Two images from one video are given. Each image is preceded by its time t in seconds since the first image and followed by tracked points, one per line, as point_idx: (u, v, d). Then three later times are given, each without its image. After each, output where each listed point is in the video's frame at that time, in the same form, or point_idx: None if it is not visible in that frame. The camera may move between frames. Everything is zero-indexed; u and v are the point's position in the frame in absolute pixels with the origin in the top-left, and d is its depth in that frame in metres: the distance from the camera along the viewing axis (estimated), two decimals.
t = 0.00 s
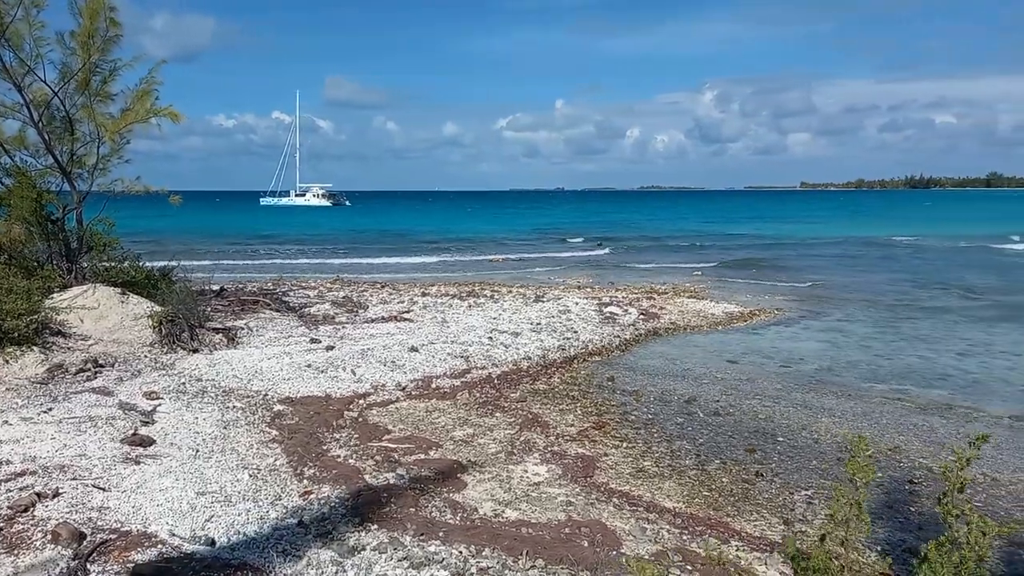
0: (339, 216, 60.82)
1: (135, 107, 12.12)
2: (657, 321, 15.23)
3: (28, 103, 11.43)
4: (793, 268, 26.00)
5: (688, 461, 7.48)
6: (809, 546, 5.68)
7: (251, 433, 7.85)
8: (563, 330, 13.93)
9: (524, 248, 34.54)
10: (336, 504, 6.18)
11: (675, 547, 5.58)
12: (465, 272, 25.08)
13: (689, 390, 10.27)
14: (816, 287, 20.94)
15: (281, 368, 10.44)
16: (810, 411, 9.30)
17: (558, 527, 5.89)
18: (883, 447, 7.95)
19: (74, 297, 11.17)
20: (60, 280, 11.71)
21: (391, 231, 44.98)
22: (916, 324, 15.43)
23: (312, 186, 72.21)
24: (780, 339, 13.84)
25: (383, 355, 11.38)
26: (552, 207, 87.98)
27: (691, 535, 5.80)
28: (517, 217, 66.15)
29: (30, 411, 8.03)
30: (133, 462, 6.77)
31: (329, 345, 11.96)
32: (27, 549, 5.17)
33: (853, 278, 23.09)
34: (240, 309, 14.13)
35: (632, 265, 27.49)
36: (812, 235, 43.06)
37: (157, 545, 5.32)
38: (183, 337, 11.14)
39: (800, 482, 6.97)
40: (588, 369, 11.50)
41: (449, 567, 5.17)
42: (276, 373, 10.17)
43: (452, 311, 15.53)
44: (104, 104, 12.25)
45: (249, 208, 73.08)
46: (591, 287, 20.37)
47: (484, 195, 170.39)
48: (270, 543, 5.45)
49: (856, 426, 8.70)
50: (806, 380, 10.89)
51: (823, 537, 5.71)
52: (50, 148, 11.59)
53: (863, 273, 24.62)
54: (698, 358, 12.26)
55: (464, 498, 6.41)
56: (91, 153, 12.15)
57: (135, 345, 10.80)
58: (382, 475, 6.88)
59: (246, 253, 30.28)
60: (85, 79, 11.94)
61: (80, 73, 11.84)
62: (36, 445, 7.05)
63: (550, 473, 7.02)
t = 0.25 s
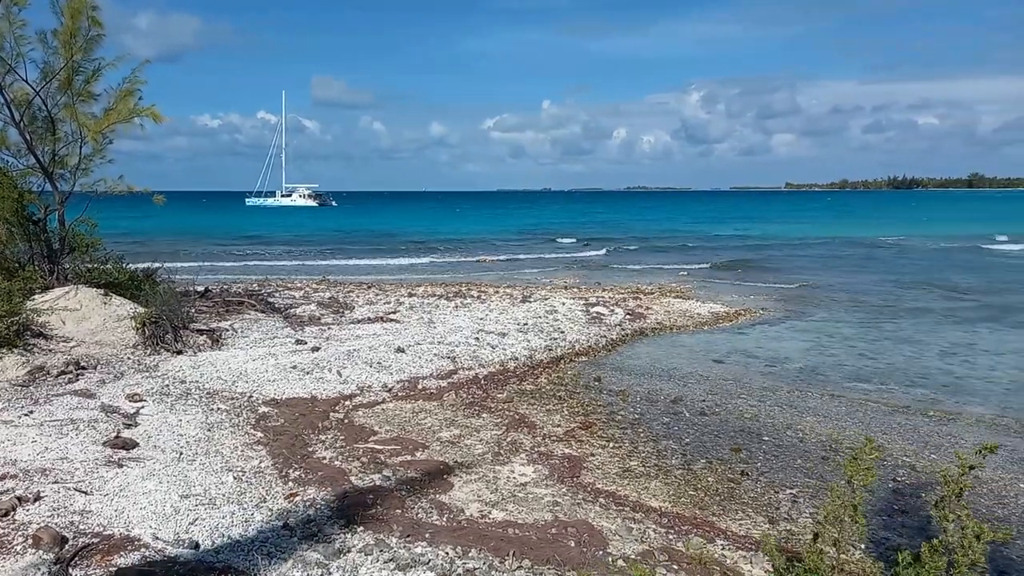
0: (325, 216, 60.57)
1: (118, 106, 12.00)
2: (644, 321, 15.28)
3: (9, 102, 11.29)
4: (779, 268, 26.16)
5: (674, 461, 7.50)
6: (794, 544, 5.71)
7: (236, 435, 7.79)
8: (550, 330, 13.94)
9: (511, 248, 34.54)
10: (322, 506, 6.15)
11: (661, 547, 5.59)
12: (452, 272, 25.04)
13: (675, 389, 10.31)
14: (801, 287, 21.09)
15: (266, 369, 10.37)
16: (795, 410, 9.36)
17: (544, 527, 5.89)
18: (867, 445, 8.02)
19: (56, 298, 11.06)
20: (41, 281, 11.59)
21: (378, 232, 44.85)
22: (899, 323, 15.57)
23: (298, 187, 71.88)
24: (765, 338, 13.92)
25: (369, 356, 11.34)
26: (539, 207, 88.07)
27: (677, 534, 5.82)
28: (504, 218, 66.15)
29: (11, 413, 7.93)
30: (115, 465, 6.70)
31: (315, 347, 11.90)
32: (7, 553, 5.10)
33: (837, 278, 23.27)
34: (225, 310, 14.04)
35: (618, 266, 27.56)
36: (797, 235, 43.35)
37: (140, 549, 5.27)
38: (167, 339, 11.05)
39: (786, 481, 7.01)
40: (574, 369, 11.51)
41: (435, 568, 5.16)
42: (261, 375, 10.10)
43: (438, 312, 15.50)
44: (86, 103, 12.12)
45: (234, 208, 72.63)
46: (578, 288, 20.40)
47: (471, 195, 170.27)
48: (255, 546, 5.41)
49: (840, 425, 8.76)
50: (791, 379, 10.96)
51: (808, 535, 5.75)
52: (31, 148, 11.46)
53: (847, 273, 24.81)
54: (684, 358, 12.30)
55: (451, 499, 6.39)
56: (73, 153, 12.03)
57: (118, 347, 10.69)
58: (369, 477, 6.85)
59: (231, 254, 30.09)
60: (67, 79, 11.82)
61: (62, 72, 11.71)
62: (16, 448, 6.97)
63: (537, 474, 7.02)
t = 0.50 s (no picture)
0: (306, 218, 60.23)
1: (95, 108, 11.86)
2: (626, 322, 15.34)
3: None
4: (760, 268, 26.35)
5: (656, 461, 7.53)
6: (776, 543, 5.74)
7: (216, 440, 7.71)
8: (532, 332, 13.95)
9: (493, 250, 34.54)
10: (303, 510, 6.10)
11: (643, 547, 5.61)
12: (435, 274, 24.99)
13: (657, 390, 10.35)
14: (782, 287, 21.27)
15: (247, 373, 10.29)
16: (776, 410, 9.42)
17: (527, 529, 5.89)
18: (846, 444, 8.09)
19: (32, 302, 10.91)
20: (17, 285, 11.44)
21: (360, 234, 44.67)
22: (878, 323, 15.74)
23: (279, 188, 71.42)
24: (746, 339, 14.01)
25: (351, 359, 11.28)
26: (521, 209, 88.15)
27: (659, 534, 5.84)
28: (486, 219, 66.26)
29: None
30: (92, 471, 6.61)
31: (296, 349, 11.81)
32: None
33: (817, 278, 23.48)
34: (204, 313, 13.91)
35: (601, 266, 27.64)
36: (777, 236, 43.73)
37: (117, 556, 5.21)
38: (146, 342, 10.92)
39: (766, 480, 7.06)
40: (557, 370, 11.52)
41: (417, 571, 5.14)
42: (241, 378, 10.02)
43: (421, 314, 15.46)
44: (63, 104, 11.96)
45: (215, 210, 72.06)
46: (561, 289, 20.43)
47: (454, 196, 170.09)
48: (234, 551, 5.36)
49: (820, 424, 8.84)
50: (772, 379, 11.04)
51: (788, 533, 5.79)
52: (6, 150, 11.29)
53: (827, 273, 25.05)
54: (667, 358, 12.35)
55: (433, 502, 6.36)
56: (49, 154, 11.87)
57: (95, 351, 10.57)
58: (350, 480, 6.81)
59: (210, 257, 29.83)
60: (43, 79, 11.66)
61: (37, 73, 11.55)
62: None
63: (519, 476, 7.01)
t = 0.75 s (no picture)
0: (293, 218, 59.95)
1: (77, 106, 11.74)
2: (613, 321, 15.37)
3: None
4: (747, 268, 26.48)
5: (644, 459, 7.55)
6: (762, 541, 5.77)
7: (202, 441, 7.66)
8: (520, 331, 13.95)
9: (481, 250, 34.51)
10: (290, 511, 6.08)
11: (631, 545, 5.63)
12: (422, 274, 24.94)
13: (645, 389, 10.38)
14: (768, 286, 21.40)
15: (233, 373, 10.22)
16: (762, 408, 9.47)
17: (515, 528, 5.89)
18: (831, 442, 8.15)
19: (15, 303, 10.82)
20: None
21: (347, 234, 44.53)
22: (863, 321, 15.87)
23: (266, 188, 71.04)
24: (733, 337, 14.09)
25: (338, 359, 11.23)
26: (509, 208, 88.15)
27: (646, 533, 5.86)
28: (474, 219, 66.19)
29: None
30: (76, 473, 6.55)
31: (283, 350, 11.75)
32: None
33: (803, 277, 23.63)
34: (190, 314, 13.81)
35: (589, 266, 27.69)
36: (764, 236, 43.99)
37: (102, 558, 5.16)
38: (130, 343, 10.82)
39: (752, 478, 7.09)
40: (545, 370, 11.53)
41: (404, 571, 5.13)
42: (227, 379, 9.95)
43: (408, 313, 15.43)
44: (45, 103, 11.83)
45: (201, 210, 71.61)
46: (548, 288, 20.45)
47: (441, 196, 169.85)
48: (220, 552, 5.33)
49: (806, 422, 8.89)
50: (759, 377, 11.10)
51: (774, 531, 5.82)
52: None
53: (813, 272, 25.22)
54: (654, 357, 12.38)
55: (420, 502, 6.35)
56: (31, 154, 11.74)
57: (79, 352, 10.47)
58: (338, 481, 6.78)
59: (196, 257, 29.63)
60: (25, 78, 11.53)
61: (19, 71, 11.43)
62: None
63: (507, 475, 7.01)
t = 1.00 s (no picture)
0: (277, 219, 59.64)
1: (56, 106, 11.58)
2: (598, 321, 15.42)
3: None
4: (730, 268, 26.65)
5: (628, 459, 7.58)
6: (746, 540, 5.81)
7: (184, 443, 7.59)
8: (505, 332, 13.95)
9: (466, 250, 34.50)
10: (273, 513, 6.04)
11: (615, 545, 5.64)
12: (407, 275, 24.89)
13: (630, 389, 10.42)
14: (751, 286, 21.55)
15: (215, 375, 10.14)
16: (746, 407, 9.53)
17: (500, 529, 5.88)
18: (814, 441, 8.22)
19: None
20: None
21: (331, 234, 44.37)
22: (844, 321, 16.02)
23: (249, 189, 70.60)
24: (716, 337, 14.18)
25: (322, 360, 11.18)
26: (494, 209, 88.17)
27: (631, 532, 5.88)
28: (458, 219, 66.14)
29: None
30: (56, 477, 6.47)
31: (266, 351, 11.68)
32: None
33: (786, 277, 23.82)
34: (172, 315, 13.70)
35: (574, 266, 27.76)
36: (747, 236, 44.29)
37: (82, 563, 5.11)
38: (111, 345, 10.70)
39: (736, 477, 7.14)
40: (530, 370, 11.54)
41: (388, 573, 5.12)
42: (210, 381, 9.87)
43: (392, 314, 15.39)
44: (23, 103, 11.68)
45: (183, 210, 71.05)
46: (533, 289, 20.48)
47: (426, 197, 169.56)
48: (202, 555, 5.28)
49: (789, 421, 8.96)
50: (742, 377, 11.17)
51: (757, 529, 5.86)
52: None
53: (795, 272, 25.43)
54: (638, 357, 12.43)
55: (405, 504, 6.33)
56: (10, 154, 11.58)
57: (59, 355, 10.37)
58: (322, 483, 6.75)
59: (178, 258, 29.39)
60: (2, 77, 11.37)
61: None
62: None
63: (492, 476, 7.00)
